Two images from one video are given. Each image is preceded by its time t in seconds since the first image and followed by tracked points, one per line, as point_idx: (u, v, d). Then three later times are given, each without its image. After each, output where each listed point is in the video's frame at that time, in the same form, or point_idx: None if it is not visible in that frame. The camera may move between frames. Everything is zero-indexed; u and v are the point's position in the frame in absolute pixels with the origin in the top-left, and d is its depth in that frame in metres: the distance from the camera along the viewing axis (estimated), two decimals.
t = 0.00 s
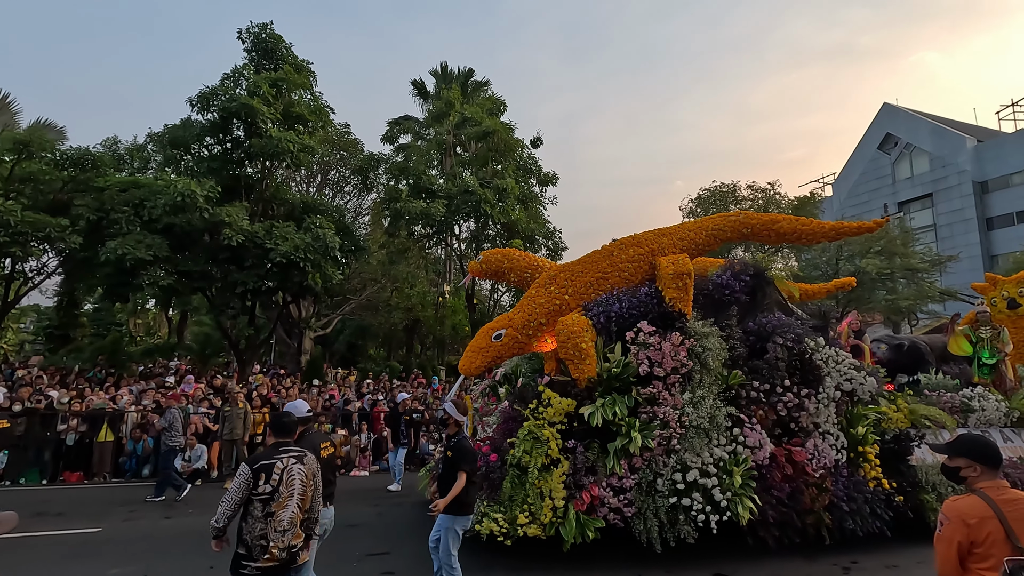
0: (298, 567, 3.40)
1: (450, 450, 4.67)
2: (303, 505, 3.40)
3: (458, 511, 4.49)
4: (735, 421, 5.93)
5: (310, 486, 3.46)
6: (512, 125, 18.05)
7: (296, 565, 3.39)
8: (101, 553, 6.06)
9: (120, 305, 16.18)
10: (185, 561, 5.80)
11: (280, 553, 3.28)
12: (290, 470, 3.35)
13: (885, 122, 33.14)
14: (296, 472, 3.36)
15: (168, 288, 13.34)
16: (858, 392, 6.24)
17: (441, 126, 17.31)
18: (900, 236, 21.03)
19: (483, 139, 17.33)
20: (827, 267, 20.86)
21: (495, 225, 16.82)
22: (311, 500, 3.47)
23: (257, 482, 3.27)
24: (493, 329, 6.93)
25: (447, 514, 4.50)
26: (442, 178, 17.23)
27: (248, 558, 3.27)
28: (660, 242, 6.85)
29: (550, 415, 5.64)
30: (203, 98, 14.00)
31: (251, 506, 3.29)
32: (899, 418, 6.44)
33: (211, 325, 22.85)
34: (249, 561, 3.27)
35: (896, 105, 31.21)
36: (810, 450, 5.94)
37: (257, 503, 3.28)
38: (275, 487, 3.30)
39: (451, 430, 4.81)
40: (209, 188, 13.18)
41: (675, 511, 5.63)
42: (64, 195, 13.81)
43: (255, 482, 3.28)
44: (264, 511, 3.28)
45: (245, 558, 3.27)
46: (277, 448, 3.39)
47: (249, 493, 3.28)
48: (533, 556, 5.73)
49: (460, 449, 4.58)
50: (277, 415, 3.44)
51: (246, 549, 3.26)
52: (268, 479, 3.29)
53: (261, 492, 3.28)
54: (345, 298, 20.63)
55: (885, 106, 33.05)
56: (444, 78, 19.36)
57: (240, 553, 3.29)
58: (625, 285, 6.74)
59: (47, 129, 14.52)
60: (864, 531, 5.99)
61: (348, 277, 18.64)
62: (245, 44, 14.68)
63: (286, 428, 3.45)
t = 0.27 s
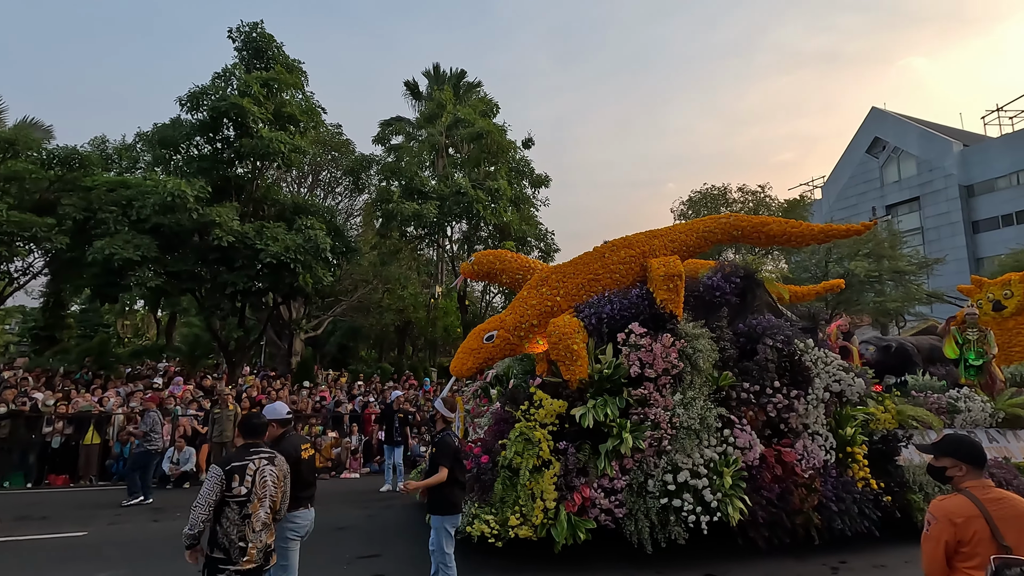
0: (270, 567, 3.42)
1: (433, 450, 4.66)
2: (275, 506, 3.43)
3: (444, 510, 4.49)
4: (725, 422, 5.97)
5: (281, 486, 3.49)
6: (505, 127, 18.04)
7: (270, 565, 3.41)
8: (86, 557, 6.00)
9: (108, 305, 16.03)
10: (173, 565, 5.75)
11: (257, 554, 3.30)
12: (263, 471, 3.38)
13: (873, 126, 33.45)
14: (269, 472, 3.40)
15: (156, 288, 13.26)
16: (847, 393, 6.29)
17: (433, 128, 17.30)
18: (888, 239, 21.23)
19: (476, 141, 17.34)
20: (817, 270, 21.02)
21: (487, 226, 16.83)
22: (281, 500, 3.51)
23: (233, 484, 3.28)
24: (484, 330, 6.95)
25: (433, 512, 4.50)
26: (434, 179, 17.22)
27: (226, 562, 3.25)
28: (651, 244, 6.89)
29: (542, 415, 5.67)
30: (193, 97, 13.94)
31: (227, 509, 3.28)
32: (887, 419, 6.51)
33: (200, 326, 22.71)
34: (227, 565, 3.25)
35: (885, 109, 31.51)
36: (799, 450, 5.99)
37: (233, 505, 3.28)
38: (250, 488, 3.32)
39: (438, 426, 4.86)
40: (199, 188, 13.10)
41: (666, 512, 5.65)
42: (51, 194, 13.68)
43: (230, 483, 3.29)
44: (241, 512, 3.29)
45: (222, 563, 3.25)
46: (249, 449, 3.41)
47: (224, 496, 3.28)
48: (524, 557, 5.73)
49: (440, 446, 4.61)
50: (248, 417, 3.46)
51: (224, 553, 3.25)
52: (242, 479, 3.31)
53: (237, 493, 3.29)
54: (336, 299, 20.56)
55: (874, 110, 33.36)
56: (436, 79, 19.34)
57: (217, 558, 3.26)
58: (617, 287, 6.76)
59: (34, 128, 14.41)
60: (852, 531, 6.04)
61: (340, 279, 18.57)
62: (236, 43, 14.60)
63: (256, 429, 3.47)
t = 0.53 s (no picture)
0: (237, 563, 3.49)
1: (413, 451, 4.63)
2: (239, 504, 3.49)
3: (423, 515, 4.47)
4: (712, 426, 6.00)
5: (242, 485, 3.53)
6: (495, 131, 18.08)
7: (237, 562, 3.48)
8: (67, 564, 5.90)
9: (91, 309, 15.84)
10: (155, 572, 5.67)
11: (230, 552, 3.36)
12: (228, 472, 3.39)
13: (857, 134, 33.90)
14: (233, 472, 3.42)
15: (141, 291, 13.13)
16: (831, 396, 6.35)
17: (423, 131, 17.31)
18: (872, 245, 21.49)
19: (466, 144, 17.37)
20: (803, 274, 21.25)
21: (476, 230, 16.84)
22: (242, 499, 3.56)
23: (202, 488, 3.25)
24: (472, 334, 6.96)
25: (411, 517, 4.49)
26: (424, 183, 17.21)
27: (199, 566, 3.24)
28: (639, 248, 6.93)
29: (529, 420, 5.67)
30: (179, 99, 13.86)
31: (196, 514, 3.26)
32: (871, 422, 6.58)
33: (185, 330, 22.49)
34: (201, 569, 3.25)
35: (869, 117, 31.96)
36: (785, 453, 6.03)
37: (203, 509, 3.27)
38: (218, 490, 3.32)
39: (422, 430, 4.85)
40: (186, 190, 13.01)
41: (653, 516, 5.67)
42: (34, 196, 13.52)
43: (199, 488, 3.25)
44: (211, 515, 3.29)
45: (195, 568, 3.24)
46: (210, 453, 3.38)
47: (192, 501, 3.24)
48: (511, 562, 5.72)
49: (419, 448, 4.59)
50: (202, 422, 3.41)
51: (200, 557, 3.24)
52: (211, 482, 3.29)
53: (206, 496, 3.27)
54: (323, 303, 20.45)
55: (858, 117, 33.81)
56: (426, 83, 19.36)
57: (187, 564, 3.23)
58: (605, 291, 6.79)
59: (17, 129, 14.26)
60: (837, 533, 6.09)
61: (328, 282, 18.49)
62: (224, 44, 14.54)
63: (212, 433, 3.44)
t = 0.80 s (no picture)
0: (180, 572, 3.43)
1: (393, 456, 4.57)
2: (184, 512, 3.45)
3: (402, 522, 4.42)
4: (697, 431, 6.01)
5: (189, 492, 3.49)
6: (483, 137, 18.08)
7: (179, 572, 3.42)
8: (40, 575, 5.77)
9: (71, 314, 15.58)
10: None
11: (172, 560, 3.31)
12: (176, 477, 3.37)
13: (840, 144, 34.36)
14: (181, 477, 3.39)
15: (122, 296, 12.96)
16: (815, 402, 6.39)
17: (411, 137, 17.28)
18: (855, 253, 21.74)
19: (454, 151, 17.36)
20: (788, 282, 21.43)
21: (464, 236, 16.82)
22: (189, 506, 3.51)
23: (148, 491, 3.22)
24: (458, 339, 6.93)
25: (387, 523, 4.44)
26: (412, 188, 17.16)
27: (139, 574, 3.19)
28: (625, 254, 6.95)
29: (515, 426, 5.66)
30: (164, 102, 13.72)
31: (140, 519, 3.23)
32: (854, 427, 6.64)
33: (168, 336, 22.21)
34: None
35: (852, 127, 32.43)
36: (769, 459, 6.05)
37: (148, 514, 3.24)
38: (164, 495, 3.29)
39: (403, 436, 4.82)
40: (169, 194, 12.86)
41: (638, 522, 5.65)
42: (13, 199, 13.30)
43: (145, 491, 3.23)
44: (156, 520, 3.25)
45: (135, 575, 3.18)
46: (157, 457, 3.36)
47: (137, 505, 3.21)
48: (496, 570, 5.68)
49: (399, 454, 4.52)
50: (148, 425, 3.37)
51: (140, 566, 3.19)
52: (157, 487, 3.26)
53: (151, 500, 3.24)
54: (309, 309, 20.29)
55: (841, 128, 34.29)
56: (414, 89, 19.35)
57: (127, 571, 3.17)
58: (591, 296, 6.80)
59: None
60: (820, 538, 6.11)
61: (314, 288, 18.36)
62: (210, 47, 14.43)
63: (159, 437, 3.41)
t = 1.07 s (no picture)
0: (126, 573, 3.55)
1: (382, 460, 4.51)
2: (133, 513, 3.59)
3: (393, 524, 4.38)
4: (687, 432, 6.00)
5: (138, 491, 3.64)
6: (475, 140, 18.06)
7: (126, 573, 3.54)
8: None
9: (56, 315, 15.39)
10: None
11: (119, 562, 3.44)
12: (127, 475, 3.53)
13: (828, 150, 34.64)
14: (132, 477, 3.55)
15: (108, 297, 12.81)
16: (803, 403, 6.41)
17: (402, 139, 17.24)
18: (844, 257, 21.90)
19: (446, 153, 17.34)
20: (777, 285, 21.56)
21: (456, 238, 16.78)
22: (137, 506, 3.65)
23: (101, 489, 3.38)
24: (448, 340, 6.89)
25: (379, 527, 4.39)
26: (403, 190, 17.10)
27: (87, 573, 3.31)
28: (615, 255, 6.94)
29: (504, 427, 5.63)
30: (151, 101, 13.59)
31: (92, 517, 3.36)
32: (842, 428, 6.66)
33: (155, 338, 22.00)
34: None
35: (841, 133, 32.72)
36: (758, 459, 6.05)
37: (100, 511, 3.38)
38: (116, 494, 3.44)
39: (392, 437, 4.81)
40: (157, 194, 12.73)
41: (628, 523, 5.63)
42: None
43: (99, 488, 3.38)
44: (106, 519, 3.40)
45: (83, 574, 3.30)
46: (107, 456, 3.51)
47: (91, 503, 3.36)
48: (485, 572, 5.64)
49: (389, 459, 4.47)
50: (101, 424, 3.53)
51: (84, 566, 3.30)
52: (109, 485, 3.43)
53: (104, 498, 3.40)
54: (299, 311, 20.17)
55: (830, 133, 34.58)
56: (406, 91, 19.32)
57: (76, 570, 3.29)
58: (581, 297, 6.78)
59: None
60: (809, 538, 6.12)
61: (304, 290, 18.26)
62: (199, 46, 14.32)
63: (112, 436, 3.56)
